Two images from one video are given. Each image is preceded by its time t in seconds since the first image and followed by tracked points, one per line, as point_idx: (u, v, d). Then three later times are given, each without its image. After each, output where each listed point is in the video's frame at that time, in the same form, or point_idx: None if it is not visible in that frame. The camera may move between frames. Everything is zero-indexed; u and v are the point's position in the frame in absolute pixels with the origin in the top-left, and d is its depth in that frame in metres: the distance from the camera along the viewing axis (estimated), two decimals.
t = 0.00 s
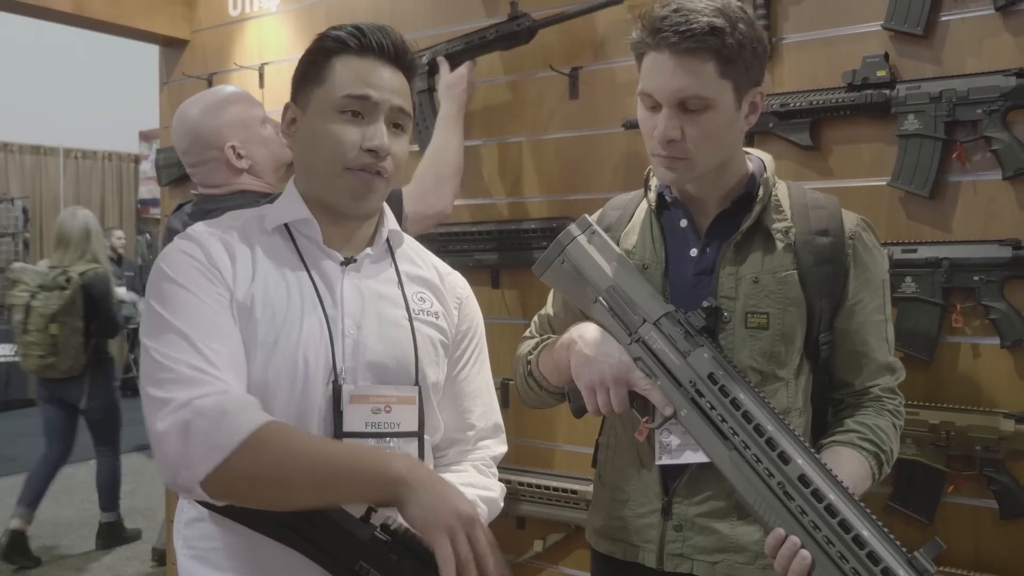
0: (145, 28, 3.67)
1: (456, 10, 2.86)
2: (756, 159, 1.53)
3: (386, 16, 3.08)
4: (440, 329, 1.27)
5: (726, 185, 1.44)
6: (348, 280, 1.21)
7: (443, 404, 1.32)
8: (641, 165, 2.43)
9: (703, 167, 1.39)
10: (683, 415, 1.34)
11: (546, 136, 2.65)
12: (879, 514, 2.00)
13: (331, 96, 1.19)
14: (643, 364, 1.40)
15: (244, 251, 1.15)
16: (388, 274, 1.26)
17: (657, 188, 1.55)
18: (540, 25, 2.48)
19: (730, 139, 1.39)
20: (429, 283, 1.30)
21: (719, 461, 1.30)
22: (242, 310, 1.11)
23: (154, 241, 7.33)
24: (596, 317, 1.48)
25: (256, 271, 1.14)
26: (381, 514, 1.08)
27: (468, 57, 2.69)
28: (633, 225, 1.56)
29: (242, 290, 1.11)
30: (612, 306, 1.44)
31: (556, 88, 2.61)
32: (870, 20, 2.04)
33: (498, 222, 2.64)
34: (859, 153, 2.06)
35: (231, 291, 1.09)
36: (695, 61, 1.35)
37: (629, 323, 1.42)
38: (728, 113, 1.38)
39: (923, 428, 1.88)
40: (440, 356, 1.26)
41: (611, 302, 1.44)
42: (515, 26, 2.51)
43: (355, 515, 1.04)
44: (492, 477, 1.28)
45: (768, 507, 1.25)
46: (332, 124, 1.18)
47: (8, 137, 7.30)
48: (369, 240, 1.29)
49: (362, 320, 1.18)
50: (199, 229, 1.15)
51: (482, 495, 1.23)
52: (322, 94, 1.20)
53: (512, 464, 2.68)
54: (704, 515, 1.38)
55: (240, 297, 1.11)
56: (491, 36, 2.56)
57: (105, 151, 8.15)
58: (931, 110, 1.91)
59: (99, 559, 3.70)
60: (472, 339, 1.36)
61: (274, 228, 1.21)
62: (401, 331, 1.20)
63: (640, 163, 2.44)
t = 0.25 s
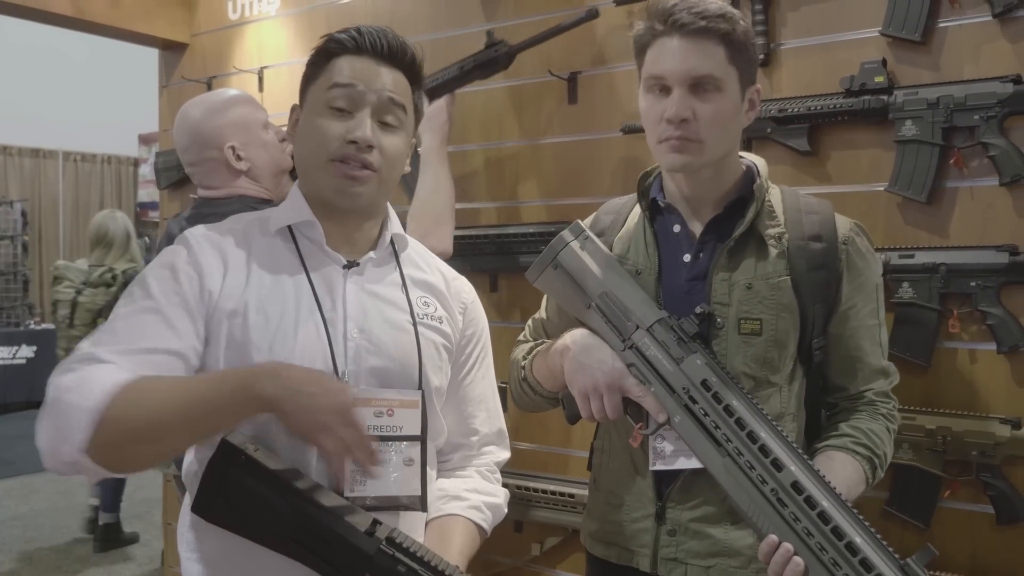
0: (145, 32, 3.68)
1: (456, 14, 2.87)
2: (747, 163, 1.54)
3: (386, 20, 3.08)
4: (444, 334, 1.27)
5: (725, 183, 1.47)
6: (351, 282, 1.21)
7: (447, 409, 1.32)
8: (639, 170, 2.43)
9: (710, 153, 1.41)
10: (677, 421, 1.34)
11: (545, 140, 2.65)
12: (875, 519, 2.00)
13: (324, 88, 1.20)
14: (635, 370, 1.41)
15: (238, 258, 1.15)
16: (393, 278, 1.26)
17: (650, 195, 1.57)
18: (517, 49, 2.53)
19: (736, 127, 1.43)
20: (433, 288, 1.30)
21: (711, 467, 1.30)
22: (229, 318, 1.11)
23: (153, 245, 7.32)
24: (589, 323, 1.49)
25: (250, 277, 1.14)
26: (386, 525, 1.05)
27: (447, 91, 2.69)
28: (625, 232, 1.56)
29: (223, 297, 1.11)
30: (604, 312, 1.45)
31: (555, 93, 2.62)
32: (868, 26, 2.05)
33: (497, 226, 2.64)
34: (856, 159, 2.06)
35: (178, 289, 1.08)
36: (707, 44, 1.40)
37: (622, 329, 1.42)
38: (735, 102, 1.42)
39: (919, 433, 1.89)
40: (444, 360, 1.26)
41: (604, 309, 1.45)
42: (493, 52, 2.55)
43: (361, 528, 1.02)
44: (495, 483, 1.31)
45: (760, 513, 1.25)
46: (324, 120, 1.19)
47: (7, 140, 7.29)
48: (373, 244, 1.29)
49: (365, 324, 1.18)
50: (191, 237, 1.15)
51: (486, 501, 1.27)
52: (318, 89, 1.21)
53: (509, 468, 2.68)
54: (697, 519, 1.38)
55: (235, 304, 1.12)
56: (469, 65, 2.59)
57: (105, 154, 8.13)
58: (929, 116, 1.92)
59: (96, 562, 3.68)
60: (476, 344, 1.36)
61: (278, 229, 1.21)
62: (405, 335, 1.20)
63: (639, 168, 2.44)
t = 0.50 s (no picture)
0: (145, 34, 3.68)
1: (456, 16, 2.87)
2: (744, 164, 1.55)
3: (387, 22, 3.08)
4: (446, 335, 1.27)
5: (725, 180, 1.48)
6: (352, 285, 1.21)
7: (452, 411, 1.32)
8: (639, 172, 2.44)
9: (717, 143, 1.42)
10: (676, 423, 1.35)
11: (545, 142, 2.65)
12: (875, 520, 2.01)
13: (334, 85, 1.21)
14: (634, 371, 1.41)
15: (234, 263, 1.15)
16: (396, 279, 1.26)
17: (648, 197, 1.58)
18: (490, 100, 2.56)
19: (739, 120, 1.45)
20: (436, 290, 1.30)
21: (711, 468, 1.30)
22: (219, 329, 1.11)
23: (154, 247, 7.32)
24: (587, 324, 1.50)
25: (244, 283, 1.13)
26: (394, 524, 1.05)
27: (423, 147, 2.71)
28: (623, 234, 1.56)
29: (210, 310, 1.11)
30: (603, 313, 1.45)
31: (554, 95, 2.62)
32: (868, 27, 2.05)
33: (497, 228, 2.65)
34: (856, 160, 2.06)
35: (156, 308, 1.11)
36: (709, 36, 1.44)
37: (621, 330, 1.43)
38: (737, 94, 1.45)
39: (919, 434, 1.89)
40: (449, 362, 1.26)
41: (603, 310, 1.45)
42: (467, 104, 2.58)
43: (372, 529, 1.02)
44: (500, 484, 1.31)
45: (759, 515, 1.25)
46: (335, 117, 1.20)
47: (8, 142, 7.29)
48: (375, 246, 1.29)
49: (368, 325, 1.18)
50: (183, 248, 1.15)
51: (492, 501, 1.27)
52: (327, 88, 1.22)
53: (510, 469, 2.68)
54: (696, 521, 1.38)
55: (225, 314, 1.11)
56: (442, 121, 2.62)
57: (106, 157, 8.13)
58: (928, 117, 1.92)
59: (97, 565, 3.67)
60: (479, 346, 1.36)
61: (282, 231, 1.21)
62: (409, 337, 1.20)
63: (638, 170, 2.44)
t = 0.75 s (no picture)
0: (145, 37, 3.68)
1: (456, 18, 2.88)
2: (741, 165, 1.56)
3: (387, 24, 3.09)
4: (446, 335, 1.27)
5: (723, 180, 1.48)
6: (350, 287, 1.21)
7: (453, 411, 1.33)
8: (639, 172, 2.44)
9: (712, 142, 1.43)
10: (675, 423, 1.35)
11: (545, 143, 2.66)
12: (876, 519, 2.01)
13: (326, 87, 1.22)
14: (633, 372, 1.41)
15: (232, 266, 1.15)
16: (395, 279, 1.26)
17: (646, 198, 1.58)
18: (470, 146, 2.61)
19: (735, 119, 1.45)
20: (436, 290, 1.30)
21: (711, 468, 1.31)
22: (216, 331, 1.11)
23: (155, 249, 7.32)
24: (586, 325, 1.50)
25: (240, 286, 1.13)
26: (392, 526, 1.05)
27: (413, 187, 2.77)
28: (622, 236, 1.56)
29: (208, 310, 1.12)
30: (602, 314, 1.46)
31: (554, 96, 2.62)
32: (867, 27, 2.05)
33: (498, 229, 2.65)
34: (856, 160, 2.07)
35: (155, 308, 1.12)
36: (705, 35, 1.44)
37: (620, 331, 1.43)
38: (733, 93, 1.45)
39: (921, 434, 1.89)
40: (448, 363, 1.26)
41: (602, 311, 1.46)
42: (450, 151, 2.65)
43: (369, 532, 1.02)
44: (501, 484, 1.32)
45: (759, 514, 1.25)
46: (325, 120, 1.20)
47: (9, 145, 7.29)
48: (373, 248, 1.29)
49: (365, 327, 1.18)
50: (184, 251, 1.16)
51: (493, 502, 1.28)
52: (320, 90, 1.23)
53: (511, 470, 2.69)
54: (696, 521, 1.38)
55: (223, 316, 1.11)
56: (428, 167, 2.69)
57: (107, 159, 8.14)
58: (928, 117, 1.92)
59: (100, 567, 3.67)
60: (480, 346, 1.36)
61: (279, 233, 1.22)
62: (407, 337, 1.20)
63: (639, 170, 2.45)
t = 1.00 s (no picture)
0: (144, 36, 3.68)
1: (455, 17, 2.88)
2: (739, 164, 1.55)
3: (386, 23, 3.09)
4: (440, 334, 1.27)
5: (720, 179, 1.48)
6: (345, 286, 1.21)
7: (446, 411, 1.32)
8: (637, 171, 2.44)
9: (707, 143, 1.43)
10: (673, 422, 1.35)
11: (544, 142, 2.65)
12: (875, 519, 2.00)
13: (325, 93, 1.20)
14: (632, 371, 1.41)
15: (227, 265, 1.15)
16: (388, 278, 1.26)
17: (643, 196, 1.57)
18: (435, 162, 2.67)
19: (730, 119, 1.45)
20: (429, 288, 1.30)
21: (709, 466, 1.30)
22: (210, 331, 1.11)
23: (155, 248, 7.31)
24: (584, 324, 1.50)
25: (233, 286, 1.13)
26: (386, 524, 1.04)
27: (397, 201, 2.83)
28: (620, 235, 1.56)
29: (202, 311, 1.11)
30: (599, 313, 1.45)
31: (553, 95, 2.62)
32: (866, 26, 2.05)
33: (497, 228, 2.65)
34: (855, 159, 2.07)
35: (148, 308, 1.11)
36: (700, 36, 1.44)
37: (619, 329, 1.43)
38: (728, 92, 1.45)
39: (920, 433, 1.89)
40: (443, 362, 1.26)
41: (600, 310, 1.45)
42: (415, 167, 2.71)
43: (365, 529, 1.00)
44: (496, 483, 1.31)
45: (757, 513, 1.25)
46: (324, 127, 1.19)
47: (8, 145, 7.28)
48: (367, 247, 1.29)
49: (360, 326, 1.18)
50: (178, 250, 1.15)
51: (488, 501, 1.27)
52: (317, 95, 1.21)
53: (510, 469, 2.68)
54: (694, 520, 1.38)
55: (217, 316, 1.11)
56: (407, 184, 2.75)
57: (106, 158, 8.13)
58: (927, 116, 1.92)
59: (99, 566, 3.66)
60: (474, 345, 1.36)
61: (272, 233, 1.21)
62: (401, 336, 1.20)
63: (637, 169, 2.44)
